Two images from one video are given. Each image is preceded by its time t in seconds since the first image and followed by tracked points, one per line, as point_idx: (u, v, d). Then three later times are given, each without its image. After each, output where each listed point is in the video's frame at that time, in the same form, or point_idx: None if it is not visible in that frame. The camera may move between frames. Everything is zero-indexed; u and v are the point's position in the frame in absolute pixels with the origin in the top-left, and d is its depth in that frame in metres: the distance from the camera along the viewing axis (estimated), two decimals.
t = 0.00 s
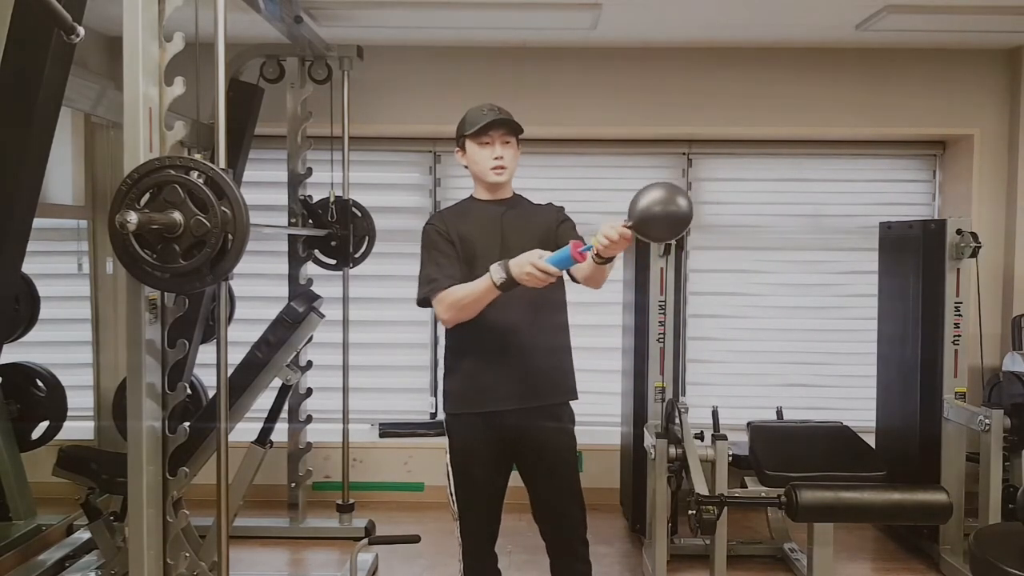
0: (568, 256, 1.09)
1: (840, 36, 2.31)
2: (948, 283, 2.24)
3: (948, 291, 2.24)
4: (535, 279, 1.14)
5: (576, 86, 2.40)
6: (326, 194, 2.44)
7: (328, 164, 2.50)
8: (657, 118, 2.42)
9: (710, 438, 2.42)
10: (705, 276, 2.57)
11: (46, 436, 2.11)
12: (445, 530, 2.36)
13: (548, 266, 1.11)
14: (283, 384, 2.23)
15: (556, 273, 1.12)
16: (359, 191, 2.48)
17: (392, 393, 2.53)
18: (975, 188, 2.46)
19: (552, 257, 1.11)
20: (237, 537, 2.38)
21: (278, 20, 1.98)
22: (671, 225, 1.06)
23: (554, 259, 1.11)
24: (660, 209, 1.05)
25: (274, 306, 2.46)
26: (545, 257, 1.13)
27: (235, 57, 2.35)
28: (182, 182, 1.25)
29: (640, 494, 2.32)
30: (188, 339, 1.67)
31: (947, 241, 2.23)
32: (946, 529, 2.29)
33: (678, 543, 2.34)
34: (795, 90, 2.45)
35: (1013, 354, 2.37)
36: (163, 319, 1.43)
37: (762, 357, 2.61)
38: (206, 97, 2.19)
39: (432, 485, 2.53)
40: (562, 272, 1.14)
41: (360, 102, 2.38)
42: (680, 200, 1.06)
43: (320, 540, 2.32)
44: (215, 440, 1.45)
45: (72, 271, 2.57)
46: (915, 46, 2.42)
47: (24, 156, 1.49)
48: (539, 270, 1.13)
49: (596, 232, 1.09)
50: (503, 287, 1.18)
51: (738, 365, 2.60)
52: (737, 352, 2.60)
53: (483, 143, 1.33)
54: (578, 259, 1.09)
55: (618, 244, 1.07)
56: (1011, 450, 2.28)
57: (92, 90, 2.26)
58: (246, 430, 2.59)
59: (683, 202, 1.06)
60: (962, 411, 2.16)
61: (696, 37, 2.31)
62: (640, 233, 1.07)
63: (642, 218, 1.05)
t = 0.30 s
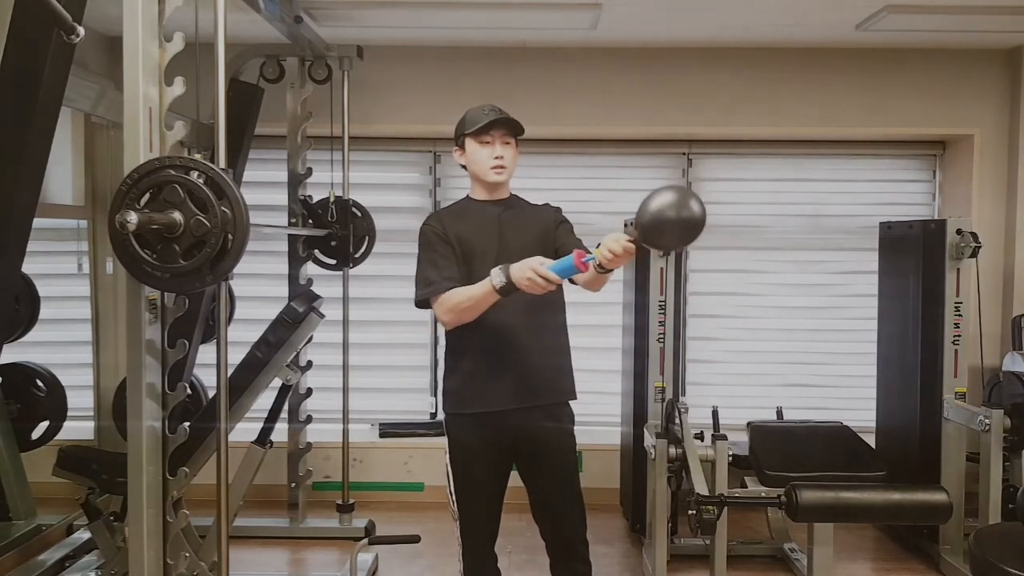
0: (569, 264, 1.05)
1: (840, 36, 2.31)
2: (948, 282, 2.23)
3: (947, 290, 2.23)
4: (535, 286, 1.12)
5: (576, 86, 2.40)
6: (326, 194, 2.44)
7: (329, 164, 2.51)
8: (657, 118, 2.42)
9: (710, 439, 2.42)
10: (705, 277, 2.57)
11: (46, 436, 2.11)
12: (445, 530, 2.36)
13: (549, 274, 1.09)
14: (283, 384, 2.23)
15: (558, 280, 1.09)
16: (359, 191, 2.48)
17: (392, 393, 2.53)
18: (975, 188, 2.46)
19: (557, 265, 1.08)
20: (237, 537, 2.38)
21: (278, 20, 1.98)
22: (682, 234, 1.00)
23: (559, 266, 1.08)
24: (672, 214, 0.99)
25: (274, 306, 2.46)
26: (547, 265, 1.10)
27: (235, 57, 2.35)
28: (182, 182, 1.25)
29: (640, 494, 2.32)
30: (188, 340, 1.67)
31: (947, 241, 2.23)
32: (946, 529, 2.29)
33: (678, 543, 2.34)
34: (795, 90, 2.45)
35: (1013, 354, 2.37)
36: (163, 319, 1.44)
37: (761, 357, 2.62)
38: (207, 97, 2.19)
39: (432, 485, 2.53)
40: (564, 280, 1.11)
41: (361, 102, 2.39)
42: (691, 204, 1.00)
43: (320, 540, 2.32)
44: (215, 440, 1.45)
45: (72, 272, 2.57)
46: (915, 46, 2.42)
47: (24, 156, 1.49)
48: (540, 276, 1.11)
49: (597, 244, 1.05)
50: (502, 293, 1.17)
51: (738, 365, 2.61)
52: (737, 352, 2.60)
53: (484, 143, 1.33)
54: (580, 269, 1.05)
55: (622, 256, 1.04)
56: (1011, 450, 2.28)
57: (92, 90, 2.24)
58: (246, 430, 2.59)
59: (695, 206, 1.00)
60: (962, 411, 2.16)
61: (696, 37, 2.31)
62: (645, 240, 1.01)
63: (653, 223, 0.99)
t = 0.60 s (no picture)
0: (572, 269, 1.07)
1: (840, 36, 2.31)
2: (948, 282, 2.23)
3: (947, 290, 2.23)
4: (537, 287, 1.13)
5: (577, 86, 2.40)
6: (326, 194, 2.44)
7: (329, 164, 2.51)
8: (657, 118, 2.42)
9: (710, 438, 2.42)
10: (705, 277, 2.57)
11: (46, 436, 2.11)
12: (446, 530, 2.36)
13: (550, 277, 1.10)
14: (283, 384, 2.23)
15: (558, 284, 1.11)
16: (359, 191, 2.48)
17: (391, 393, 2.53)
18: (974, 188, 2.46)
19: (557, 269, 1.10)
20: (237, 537, 2.38)
21: (278, 20, 1.98)
22: (680, 242, 0.97)
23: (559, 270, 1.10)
24: (670, 222, 0.95)
25: (273, 306, 2.46)
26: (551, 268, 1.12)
27: (235, 57, 2.35)
28: (183, 182, 1.25)
29: (640, 494, 2.32)
30: (188, 340, 1.67)
31: (947, 241, 2.23)
32: (946, 529, 2.29)
33: (678, 543, 2.35)
34: (795, 90, 2.45)
35: (1013, 354, 2.37)
36: (163, 319, 1.44)
37: (761, 357, 2.62)
38: (206, 97, 2.19)
39: (432, 485, 2.53)
40: (564, 284, 1.12)
41: (361, 103, 2.39)
42: (691, 210, 0.97)
43: (320, 539, 2.32)
44: (215, 440, 1.45)
45: (72, 271, 2.57)
46: (915, 46, 2.42)
47: (24, 156, 1.49)
48: (540, 279, 1.12)
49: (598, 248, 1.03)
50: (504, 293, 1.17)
51: (737, 365, 2.61)
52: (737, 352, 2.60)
53: (487, 144, 1.32)
54: (583, 275, 1.07)
55: (621, 263, 1.02)
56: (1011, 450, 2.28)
57: (92, 90, 2.23)
58: (246, 430, 2.59)
59: (694, 212, 0.97)
60: (962, 411, 2.16)
61: (696, 37, 2.31)
62: (642, 247, 0.98)
63: (649, 231, 0.96)
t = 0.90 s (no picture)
0: (570, 270, 1.07)
1: (840, 36, 2.31)
2: (948, 283, 2.23)
3: (947, 289, 2.24)
4: (534, 290, 1.13)
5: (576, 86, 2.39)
6: (326, 194, 2.44)
7: (329, 164, 2.50)
8: (657, 118, 2.42)
9: (710, 438, 2.42)
10: (705, 277, 2.57)
11: (46, 436, 2.11)
12: (446, 530, 2.36)
13: (550, 278, 1.10)
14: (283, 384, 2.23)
15: (557, 285, 1.10)
16: (359, 191, 2.48)
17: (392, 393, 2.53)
18: (974, 188, 2.46)
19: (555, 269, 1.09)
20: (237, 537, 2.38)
21: (277, 20, 1.98)
22: (683, 241, 0.98)
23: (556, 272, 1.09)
24: (672, 223, 0.97)
25: (274, 306, 2.46)
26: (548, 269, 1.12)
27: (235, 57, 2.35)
28: (183, 182, 1.25)
29: (639, 494, 2.32)
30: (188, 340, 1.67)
31: (947, 241, 2.23)
32: (946, 529, 2.29)
33: (678, 543, 2.35)
34: (795, 90, 2.45)
35: (1013, 354, 2.37)
36: (163, 319, 1.44)
37: (761, 357, 2.62)
38: (206, 97, 2.19)
39: (432, 485, 2.53)
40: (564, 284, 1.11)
41: (361, 102, 2.38)
42: (692, 212, 0.98)
43: (320, 539, 2.32)
44: (215, 441, 1.45)
45: (72, 271, 2.57)
46: (915, 46, 2.42)
47: (23, 156, 1.49)
48: (540, 281, 1.12)
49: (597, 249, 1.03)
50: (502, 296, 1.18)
51: (737, 365, 2.61)
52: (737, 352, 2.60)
53: (490, 144, 1.32)
54: (580, 275, 1.06)
55: (620, 263, 1.02)
56: (1011, 450, 2.29)
57: (92, 90, 2.23)
58: (246, 430, 2.59)
59: (696, 214, 0.98)
60: (962, 411, 2.16)
61: (695, 37, 2.31)
62: (644, 247, 0.99)
63: (652, 232, 0.98)
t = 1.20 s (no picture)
0: (580, 273, 1.05)
1: (840, 36, 2.31)
2: (948, 283, 2.23)
3: (947, 290, 2.24)
4: (542, 295, 1.12)
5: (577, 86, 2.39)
6: (326, 194, 2.44)
7: (329, 165, 2.50)
8: (657, 118, 2.42)
9: (710, 438, 2.42)
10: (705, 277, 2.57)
11: (46, 436, 2.11)
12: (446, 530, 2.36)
13: (559, 283, 1.09)
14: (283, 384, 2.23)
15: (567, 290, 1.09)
16: (359, 191, 2.47)
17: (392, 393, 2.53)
18: (974, 188, 2.46)
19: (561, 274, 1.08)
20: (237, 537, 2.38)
21: (277, 20, 1.97)
22: (695, 245, 0.98)
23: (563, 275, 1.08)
24: (684, 227, 0.98)
25: (274, 306, 2.46)
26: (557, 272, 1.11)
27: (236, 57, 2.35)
28: (183, 182, 1.25)
29: (639, 494, 2.32)
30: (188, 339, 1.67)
31: (947, 241, 2.23)
32: (946, 529, 2.29)
33: (678, 543, 2.35)
34: (795, 90, 2.45)
35: (1013, 354, 2.37)
36: (163, 319, 1.44)
37: (761, 357, 2.62)
38: (206, 97, 2.19)
39: (432, 485, 2.53)
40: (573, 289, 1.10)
41: (361, 103, 2.38)
42: (705, 216, 0.99)
43: (320, 539, 2.31)
44: (215, 441, 1.45)
45: (72, 271, 2.57)
46: (915, 46, 2.42)
47: (23, 157, 1.49)
48: (550, 286, 1.11)
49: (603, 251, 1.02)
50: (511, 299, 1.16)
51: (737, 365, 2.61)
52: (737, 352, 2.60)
53: (491, 145, 1.32)
54: (590, 278, 1.05)
55: (628, 264, 1.02)
56: (1011, 450, 2.29)
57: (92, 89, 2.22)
58: (246, 430, 2.59)
59: (710, 218, 0.99)
60: (962, 411, 2.16)
61: (695, 37, 2.31)
62: (654, 250, 0.99)
63: (664, 236, 0.98)
